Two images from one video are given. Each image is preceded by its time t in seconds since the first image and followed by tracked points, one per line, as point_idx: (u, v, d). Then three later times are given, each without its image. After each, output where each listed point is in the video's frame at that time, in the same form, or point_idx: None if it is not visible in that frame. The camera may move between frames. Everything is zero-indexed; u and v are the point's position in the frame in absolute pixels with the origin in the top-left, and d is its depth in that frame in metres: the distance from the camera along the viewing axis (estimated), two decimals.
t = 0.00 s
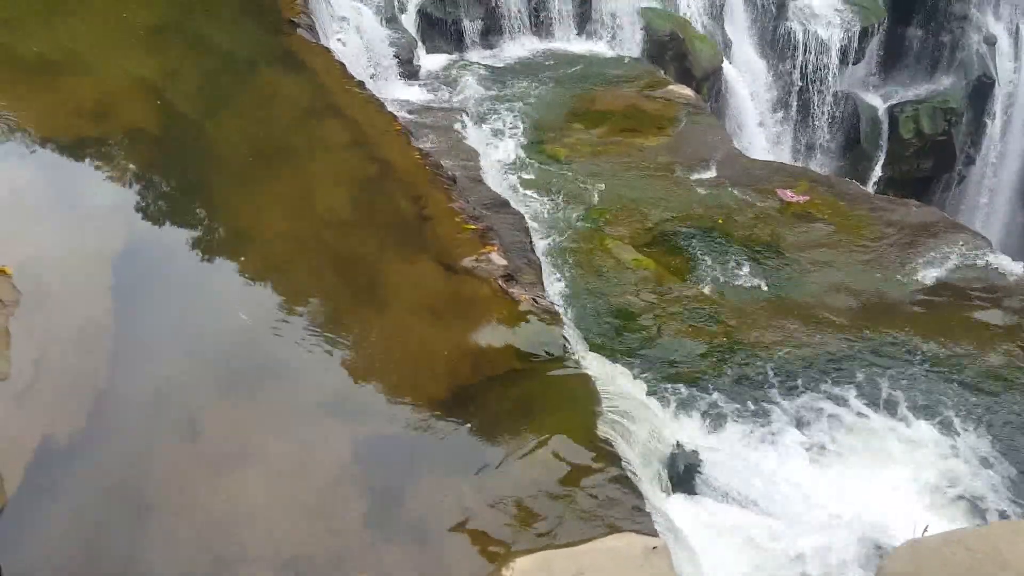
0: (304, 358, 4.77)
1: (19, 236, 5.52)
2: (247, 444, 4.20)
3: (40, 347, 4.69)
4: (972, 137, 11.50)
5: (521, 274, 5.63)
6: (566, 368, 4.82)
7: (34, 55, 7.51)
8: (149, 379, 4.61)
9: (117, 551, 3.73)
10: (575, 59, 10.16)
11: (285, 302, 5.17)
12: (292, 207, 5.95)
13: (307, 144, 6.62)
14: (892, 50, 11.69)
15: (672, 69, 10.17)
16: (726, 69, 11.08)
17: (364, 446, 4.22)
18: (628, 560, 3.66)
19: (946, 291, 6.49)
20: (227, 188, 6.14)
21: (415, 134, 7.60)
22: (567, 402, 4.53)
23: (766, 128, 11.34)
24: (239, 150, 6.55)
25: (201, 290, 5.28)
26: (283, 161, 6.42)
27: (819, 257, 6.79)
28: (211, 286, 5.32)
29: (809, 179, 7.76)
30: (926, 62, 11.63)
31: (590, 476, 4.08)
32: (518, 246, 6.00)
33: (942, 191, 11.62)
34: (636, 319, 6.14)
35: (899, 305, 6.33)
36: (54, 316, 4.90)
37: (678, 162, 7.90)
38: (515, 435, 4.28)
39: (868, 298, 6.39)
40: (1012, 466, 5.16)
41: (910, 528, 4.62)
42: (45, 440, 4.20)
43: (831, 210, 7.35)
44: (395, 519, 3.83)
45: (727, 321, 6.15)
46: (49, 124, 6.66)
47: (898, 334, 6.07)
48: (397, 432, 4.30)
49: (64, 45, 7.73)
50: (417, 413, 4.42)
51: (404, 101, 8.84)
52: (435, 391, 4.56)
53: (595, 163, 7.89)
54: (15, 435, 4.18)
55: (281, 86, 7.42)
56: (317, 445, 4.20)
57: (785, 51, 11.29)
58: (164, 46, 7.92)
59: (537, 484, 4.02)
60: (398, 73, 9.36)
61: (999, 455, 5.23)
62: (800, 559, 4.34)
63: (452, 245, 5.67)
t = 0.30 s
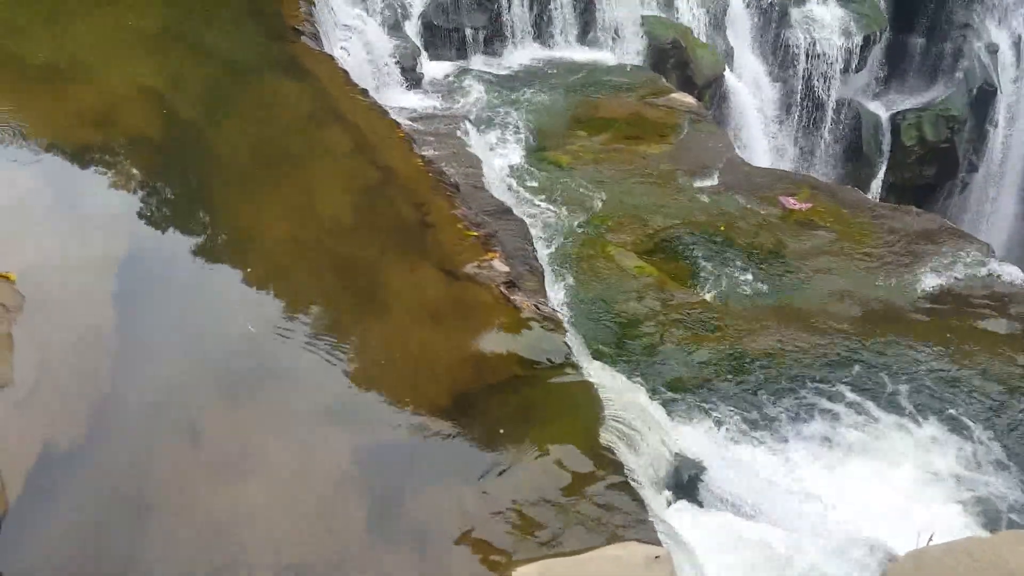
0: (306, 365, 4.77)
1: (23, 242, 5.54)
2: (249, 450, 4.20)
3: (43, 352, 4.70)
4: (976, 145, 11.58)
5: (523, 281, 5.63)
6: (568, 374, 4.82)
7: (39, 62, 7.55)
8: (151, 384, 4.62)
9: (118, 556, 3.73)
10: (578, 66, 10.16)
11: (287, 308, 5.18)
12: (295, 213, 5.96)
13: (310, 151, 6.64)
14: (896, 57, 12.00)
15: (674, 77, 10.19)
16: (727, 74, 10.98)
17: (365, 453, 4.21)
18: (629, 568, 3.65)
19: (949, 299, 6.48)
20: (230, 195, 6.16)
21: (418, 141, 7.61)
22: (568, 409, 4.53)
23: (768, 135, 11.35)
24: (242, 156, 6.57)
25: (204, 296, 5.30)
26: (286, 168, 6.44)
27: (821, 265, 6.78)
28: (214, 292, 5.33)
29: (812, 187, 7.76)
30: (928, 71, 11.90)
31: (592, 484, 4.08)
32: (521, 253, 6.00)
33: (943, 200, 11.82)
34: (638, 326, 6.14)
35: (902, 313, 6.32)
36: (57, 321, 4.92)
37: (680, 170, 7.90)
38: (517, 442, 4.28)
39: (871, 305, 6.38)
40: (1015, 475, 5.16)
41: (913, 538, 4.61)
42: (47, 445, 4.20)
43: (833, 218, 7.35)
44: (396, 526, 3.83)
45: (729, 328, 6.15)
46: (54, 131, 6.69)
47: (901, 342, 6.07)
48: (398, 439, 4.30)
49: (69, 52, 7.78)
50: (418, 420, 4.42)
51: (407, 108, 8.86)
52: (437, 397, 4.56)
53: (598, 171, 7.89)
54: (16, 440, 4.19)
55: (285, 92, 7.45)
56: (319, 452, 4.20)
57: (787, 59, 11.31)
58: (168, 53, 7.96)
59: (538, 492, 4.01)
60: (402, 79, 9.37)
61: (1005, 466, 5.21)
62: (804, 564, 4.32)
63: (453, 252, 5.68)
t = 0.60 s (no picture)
0: (308, 378, 4.77)
1: (24, 255, 5.54)
2: (250, 464, 4.19)
3: (45, 367, 4.70)
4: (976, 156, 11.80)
5: (525, 293, 5.62)
6: (572, 386, 4.81)
7: (42, 77, 7.58)
8: (153, 398, 4.61)
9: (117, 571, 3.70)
10: (578, 79, 10.18)
11: (289, 321, 5.17)
12: (297, 225, 5.97)
13: (312, 164, 6.65)
14: (895, 69, 12.42)
15: (674, 89, 10.24)
16: (726, 85, 11.06)
17: (367, 467, 4.20)
18: None
19: (952, 310, 6.47)
20: (234, 207, 6.17)
21: (420, 154, 7.63)
22: (572, 422, 4.52)
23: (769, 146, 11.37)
24: (245, 169, 6.59)
25: (205, 309, 5.29)
26: (290, 181, 6.45)
27: (822, 276, 6.78)
28: (215, 305, 5.33)
29: (813, 199, 7.76)
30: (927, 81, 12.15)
31: (596, 498, 4.06)
32: (522, 265, 6.00)
33: (944, 211, 12.07)
34: (641, 338, 6.14)
35: (905, 324, 6.32)
36: (58, 335, 4.91)
37: (681, 182, 7.91)
38: (520, 456, 4.26)
39: (874, 316, 6.37)
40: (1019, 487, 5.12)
41: (920, 550, 4.58)
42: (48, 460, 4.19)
43: (834, 229, 7.34)
44: (399, 542, 3.80)
45: (732, 339, 6.15)
46: (56, 144, 6.71)
47: (904, 353, 6.06)
48: (401, 452, 4.29)
49: (72, 66, 7.80)
50: (421, 434, 4.41)
51: (409, 121, 8.89)
52: (441, 410, 4.55)
53: (598, 183, 7.91)
54: (18, 456, 4.18)
55: (287, 105, 7.46)
56: (320, 466, 4.19)
57: (785, 68, 11.45)
58: (171, 66, 7.98)
59: (541, 505, 3.99)
60: (404, 92, 9.44)
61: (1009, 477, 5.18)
62: None
63: (456, 265, 5.68)
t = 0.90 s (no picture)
0: (308, 394, 4.75)
1: (24, 272, 5.55)
2: (250, 483, 4.18)
3: (45, 385, 4.70)
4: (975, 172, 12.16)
5: (526, 308, 5.62)
6: (573, 403, 4.79)
7: (45, 94, 7.62)
8: (152, 415, 4.60)
9: None
10: (578, 96, 10.21)
11: (289, 338, 5.17)
12: (299, 242, 5.97)
13: (313, 180, 6.66)
14: (894, 85, 12.60)
15: (674, 107, 10.31)
16: (726, 102, 11.08)
17: (368, 486, 4.19)
18: None
19: (953, 325, 6.47)
20: (235, 223, 6.18)
21: (422, 170, 7.65)
22: (574, 438, 4.51)
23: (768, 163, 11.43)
24: (247, 185, 6.60)
25: (205, 324, 5.28)
26: (291, 197, 6.46)
27: (822, 292, 6.78)
28: (215, 320, 5.31)
29: (813, 214, 7.77)
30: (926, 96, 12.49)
31: (598, 515, 4.04)
32: (523, 282, 6.00)
33: (944, 226, 12.23)
34: (643, 354, 6.15)
35: (907, 341, 6.32)
36: (59, 353, 4.91)
37: (681, 198, 7.92)
38: (521, 473, 4.24)
39: (874, 333, 6.37)
40: (1014, 507, 5.19)
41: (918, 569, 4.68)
42: (47, 479, 4.19)
43: (835, 244, 7.35)
44: (399, 562, 3.80)
45: (733, 355, 6.14)
46: (58, 162, 6.73)
47: (904, 370, 6.07)
48: (402, 470, 4.28)
49: (75, 83, 7.84)
50: (422, 451, 4.39)
51: (410, 138, 8.94)
52: (441, 427, 4.54)
53: (599, 199, 7.92)
54: (17, 475, 4.17)
55: (289, 122, 7.47)
56: (320, 485, 4.18)
57: (785, 87, 11.54)
58: (173, 83, 8.02)
59: (543, 523, 3.97)
60: (405, 109, 9.53)
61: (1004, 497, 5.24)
62: None
63: (458, 281, 5.66)
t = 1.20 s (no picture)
0: (308, 411, 4.74)
1: (25, 290, 5.56)
2: (249, 500, 4.16)
3: (45, 404, 4.69)
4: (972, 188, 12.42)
5: (527, 326, 5.62)
6: (573, 420, 4.78)
7: (48, 112, 7.65)
8: (151, 432, 4.59)
9: None
10: (578, 113, 10.25)
11: (289, 354, 5.16)
12: (300, 258, 5.98)
13: (315, 197, 6.68)
14: (892, 103, 12.86)
15: (672, 124, 10.38)
16: (726, 120, 11.14)
17: (368, 503, 4.17)
18: None
19: (953, 342, 6.47)
20: (237, 239, 6.19)
21: (423, 188, 7.67)
22: (574, 455, 4.49)
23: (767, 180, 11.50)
24: (249, 202, 6.62)
25: (205, 341, 5.27)
26: (293, 214, 6.48)
27: (822, 308, 6.79)
28: (215, 336, 5.31)
29: (812, 231, 7.78)
30: (923, 113, 12.66)
31: (600, 534, 4.02)
32: (524, 299, 6.00)
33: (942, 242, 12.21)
34: (644, 371, 6.15)
35: (907, 357, 6.32)
36: (59, 371, 4.92)
37: (681, 214, 7.94)
38: (522, 491, 4.23)
39: (875, 349, 6.37)
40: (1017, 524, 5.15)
41: None
42: (45, 498, 4.17)
43: (834, 261, 7.36)
44: None
45: (733, 372, 6.15)
46: (59, 179, 6.75)
47: (904, 387, 6.07)
48: (401, 487, 4.26)
49: (77, 100, 7.88)
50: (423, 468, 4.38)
51: (411, 155, 8.97)
52: (441, 444, 4.52)
53: (599, 216, 7.94)
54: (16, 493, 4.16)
55: (290, 140, 7.49)
56: (320, 502, 4.16)
57: (783, 105, 11.68)
58: (175, 100, 8.06)
59: (544, 541, 3.95)
60: (405, 127, 9.58)
61: (1007, 514, 5.21)
62: None
63: (459, 298, 5.66)
